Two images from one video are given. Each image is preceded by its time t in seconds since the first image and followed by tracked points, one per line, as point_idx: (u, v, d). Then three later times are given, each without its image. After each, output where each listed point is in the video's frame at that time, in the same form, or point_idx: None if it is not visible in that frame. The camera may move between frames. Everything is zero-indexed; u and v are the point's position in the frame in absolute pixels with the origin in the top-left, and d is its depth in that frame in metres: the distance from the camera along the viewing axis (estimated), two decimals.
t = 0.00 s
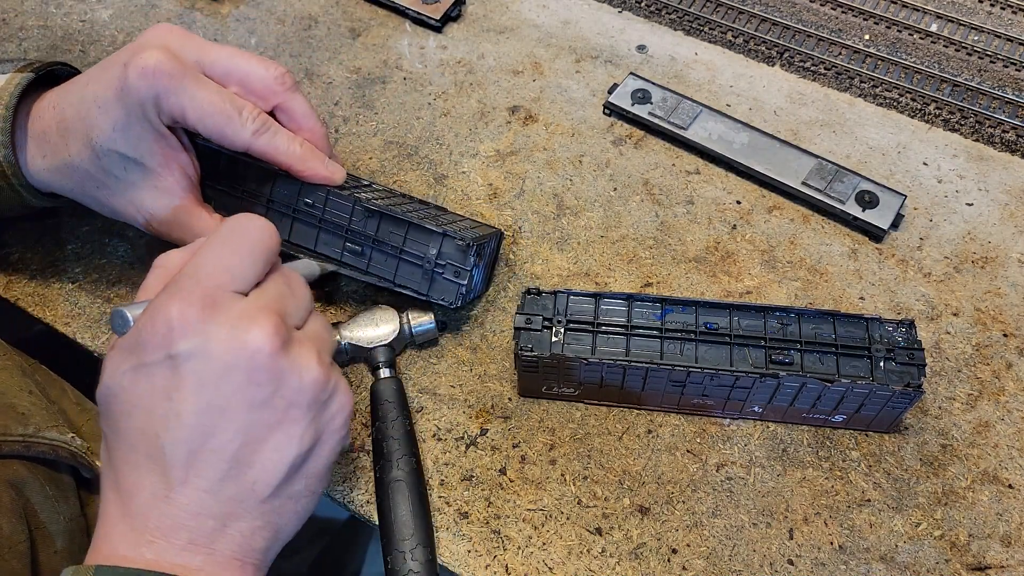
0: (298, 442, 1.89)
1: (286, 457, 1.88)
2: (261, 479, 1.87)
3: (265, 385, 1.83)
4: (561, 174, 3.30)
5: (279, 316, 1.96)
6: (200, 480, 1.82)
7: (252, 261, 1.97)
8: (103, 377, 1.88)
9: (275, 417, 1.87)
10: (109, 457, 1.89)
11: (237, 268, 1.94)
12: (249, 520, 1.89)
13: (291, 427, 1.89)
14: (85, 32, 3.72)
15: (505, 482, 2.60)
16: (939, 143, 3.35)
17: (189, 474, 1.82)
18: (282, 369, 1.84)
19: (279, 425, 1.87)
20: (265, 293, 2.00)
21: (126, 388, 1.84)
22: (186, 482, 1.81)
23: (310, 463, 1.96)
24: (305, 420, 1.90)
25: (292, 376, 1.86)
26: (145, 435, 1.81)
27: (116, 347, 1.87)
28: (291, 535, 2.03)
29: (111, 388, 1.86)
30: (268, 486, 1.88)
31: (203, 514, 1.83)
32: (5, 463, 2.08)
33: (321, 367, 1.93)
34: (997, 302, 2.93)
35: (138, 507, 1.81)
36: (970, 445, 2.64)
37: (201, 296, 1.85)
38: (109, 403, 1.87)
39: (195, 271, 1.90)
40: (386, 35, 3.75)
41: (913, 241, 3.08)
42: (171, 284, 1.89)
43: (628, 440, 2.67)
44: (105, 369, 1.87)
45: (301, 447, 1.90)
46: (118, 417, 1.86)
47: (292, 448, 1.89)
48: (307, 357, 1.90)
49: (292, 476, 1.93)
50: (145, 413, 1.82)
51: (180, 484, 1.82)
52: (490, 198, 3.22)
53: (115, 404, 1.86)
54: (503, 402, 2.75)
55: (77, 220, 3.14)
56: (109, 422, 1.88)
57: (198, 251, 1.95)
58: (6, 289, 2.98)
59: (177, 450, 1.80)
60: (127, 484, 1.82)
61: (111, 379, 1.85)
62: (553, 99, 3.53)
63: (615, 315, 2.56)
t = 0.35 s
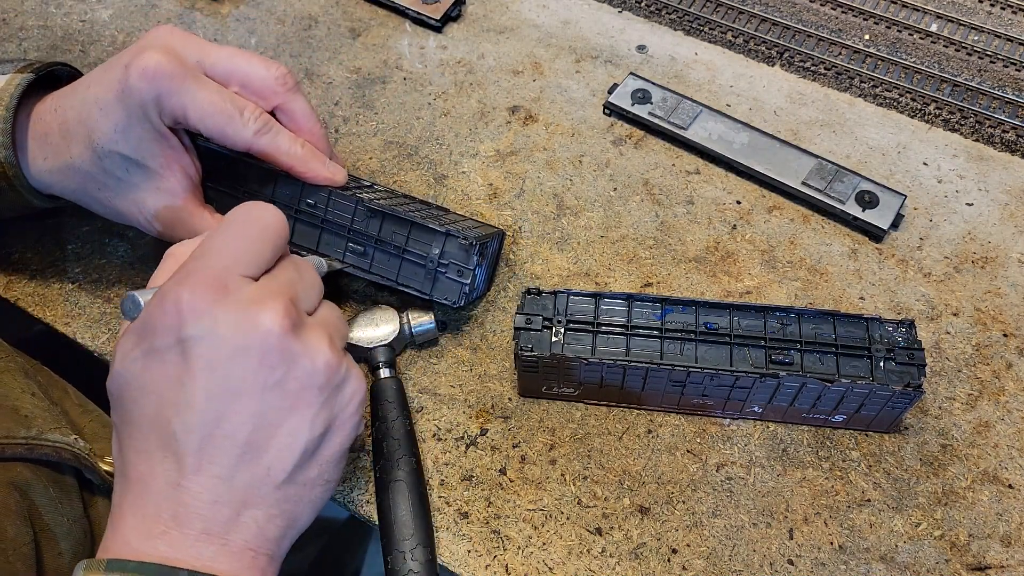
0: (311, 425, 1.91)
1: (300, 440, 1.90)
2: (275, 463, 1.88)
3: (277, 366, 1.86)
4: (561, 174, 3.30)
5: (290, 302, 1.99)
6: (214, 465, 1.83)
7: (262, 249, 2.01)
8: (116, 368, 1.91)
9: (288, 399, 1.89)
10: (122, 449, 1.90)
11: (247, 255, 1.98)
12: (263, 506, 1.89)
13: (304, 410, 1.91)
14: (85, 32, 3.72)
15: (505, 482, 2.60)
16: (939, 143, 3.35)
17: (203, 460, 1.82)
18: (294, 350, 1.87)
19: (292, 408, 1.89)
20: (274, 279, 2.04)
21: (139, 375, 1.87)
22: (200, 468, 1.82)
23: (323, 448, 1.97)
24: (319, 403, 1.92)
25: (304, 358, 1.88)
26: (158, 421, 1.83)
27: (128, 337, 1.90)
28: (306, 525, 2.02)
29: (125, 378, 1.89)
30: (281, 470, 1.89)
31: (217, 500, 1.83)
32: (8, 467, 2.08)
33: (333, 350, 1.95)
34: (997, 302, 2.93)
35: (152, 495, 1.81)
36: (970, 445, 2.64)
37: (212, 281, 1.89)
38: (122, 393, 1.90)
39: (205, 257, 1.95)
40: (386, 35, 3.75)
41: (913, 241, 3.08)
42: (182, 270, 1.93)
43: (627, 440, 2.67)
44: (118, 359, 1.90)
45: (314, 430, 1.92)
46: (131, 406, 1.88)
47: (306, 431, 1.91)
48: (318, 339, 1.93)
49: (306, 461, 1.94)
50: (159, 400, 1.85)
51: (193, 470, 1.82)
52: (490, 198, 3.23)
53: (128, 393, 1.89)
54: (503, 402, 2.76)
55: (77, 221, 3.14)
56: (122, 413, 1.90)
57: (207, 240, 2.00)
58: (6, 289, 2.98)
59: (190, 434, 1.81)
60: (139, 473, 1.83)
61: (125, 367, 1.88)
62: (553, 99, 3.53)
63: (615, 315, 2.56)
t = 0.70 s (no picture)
0: (379, 471, 1.80)
1: (369, 486, 1.80)
2: (342, 508, 1.79)
3: (353, 413, 1.72)
4: (561, 174, 3.30)
5: (368, 339, 1.84)
6: (280, 507, 1.74)
7: (338, 282, 1.86)
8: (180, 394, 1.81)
9: (361, 445, 1.77)
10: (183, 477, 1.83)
11: (325, 288, 1.84)
12: (326, 548, 1.82)
13: (375, 455, 1.79)
14: (85, 32, 3.72)
15: (505, 482, 2.60)
16: (939, 143, 3.35)
17: (268, 500, 1.74)
18: (371, 397, 1.74)
19: (364, 453, 1.78)
20: (349, 313, 1.88)
21: (207, 408, 1.76)
22: (265, 509, 1.74)
23: (390, 490, 1.87)
24: (391, 448, 1.81)
25: (379, 405, 1.75)
26: (225, 457, 1.74)
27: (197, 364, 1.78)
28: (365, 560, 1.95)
29: (193, 408, 1.78)
30: (347, 515, 1.81)
31: (280, 542, 1.76)
32: (13, 469, 2.09)
33: (408, 395, 1.82)
34: (997, 302, 2.93)
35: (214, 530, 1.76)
36: (970, 445, 2.64)
37: (290, 316, 1.75)
38: (187, 421, 1.79)
39: (280, 289, 1.79)
40: (386, 35, 3.75)
41: (913, 241, 3.08)
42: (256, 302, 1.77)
43: (628, 440, 2.67)
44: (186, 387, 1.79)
45: (382, 477, 1.81)
46: (196, 437, 1.79)
47: (375, 477, 1.80)
48: (396, 381, 1.80)
49: (372, 504, 1.85)
50: (226, 437, 1.74)
51: (258, 511, 1.74)
52: (490, 198, 3.23)
53: (193, 424, 1.78)
54: (503, 402, 2.76)
55: (77, 221, 3.14)
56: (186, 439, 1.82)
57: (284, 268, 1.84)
58: (6, 289, 2.98)
59: (259, 475, 1.72)
60: (202, 507, 1.77)
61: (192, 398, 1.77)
62: (553, 99, 3.53)
63: (615, 315, 2.56)
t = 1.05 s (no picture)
0: (397, 453, 1.79)
1: (386, 468, 1.79)
2: (360, 490, 1.78)
3: (373, 389, 1.72)
4: (561, 174, 3.30)
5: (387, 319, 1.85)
6: (298, 487, 1.74)
7: (354, 265, 1.88)
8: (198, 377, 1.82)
9: (379, 425, 1.76)
10: (199, 462, 1.83)
11: (342, 271, 1.86)
12: (342, 532, 1.80)
13: (393, 436, 1.78)
14: (85, 32, 3.72)
15: (505, 482, 2.60)
16: (939, 143, 3.35)
17: (286, 480, 1.74)
18: (391, 374, 1.73)
19: (382, 433, 1.77)
20: (368, 295, 1.89)
21: (223, 388, 1.76)
22: (283, 489, 1.73)
23: (406, 475, 1.86)
24: (408, 429, 1.80)
25: (398, 382, 1.75)
26: (243, 437, 1.74)
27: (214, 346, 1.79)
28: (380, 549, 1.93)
29: (210, 388, 1.77)
30: (365, 496, 1.79)
31: (297, 524, 1.75)
32: (12, 473, 2.09)
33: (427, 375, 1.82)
34: (997, 302, 2.93)
35: (231, 512, 1.75)
36: (971, 445, 2.64)
37: (308, 295, 1.77)
38: (203, 403, 1.80)
39: (298, 269, 1.82)
40: (386, 35, 3.75)
41: (913, 241, 3.08)
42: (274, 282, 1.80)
43: (628, 440, 2.67)
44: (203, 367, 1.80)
45: (400, 458, 1.80)
46: (213, 419, 1.79)
47: (392, 459, 1.79)
48: (414, 360, 1.79)
49: (388, 488, 1.83)
50: (244, 416, 1.74)
51: (276, 491, 1.74)
52: (490, 198, 3.23)
53: (210, 405, 1.79)
54: (503, 402, 2.76)
55: (77, 221, 3.14)
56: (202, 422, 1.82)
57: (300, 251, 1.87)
58: (6, 289, 2.98)
59: (277, 453, 1.72)
60: (219, 490, 1.77)
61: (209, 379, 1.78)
62: (553, 99, 3.53)
63: (615, 315, 2.56)
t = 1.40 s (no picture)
0: (424, 408, 1.78)
1: (413, 423, 1.77)
2: (387, 446, 1.74)
3: (403, 336, 1.73)
4: (561, 174, 3.30)
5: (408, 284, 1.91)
6: (325, 438, 1.68)
7: (371, 234, 1.97)
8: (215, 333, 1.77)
9: (408, 376, 1.76)
10: (213, 423, 1.74)
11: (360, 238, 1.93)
12: (365, 494, 1.74)
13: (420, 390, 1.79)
14: (85, 33, 3.72)
15: (505, 482, 2.60)
16: (939, 143, 3.35)
17: (313, 431, 1.68)
18: (418, 323, 1.78)
19: (411, 385, 1.76)
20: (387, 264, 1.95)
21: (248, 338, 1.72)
22: (310, 441, 1.68)
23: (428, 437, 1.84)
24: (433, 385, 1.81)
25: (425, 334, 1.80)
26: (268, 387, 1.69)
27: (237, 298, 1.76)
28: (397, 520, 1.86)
29: (231, 341, 1.72)
30: (389, 455, 1.75)
31: (323, 480, 1.67)
32: (13, 473, 2.09)
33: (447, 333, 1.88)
34: (997, 302, 2.93)
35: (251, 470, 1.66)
36: (971, 445, 2.64)
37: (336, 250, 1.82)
38: (222, 358, 1.74)
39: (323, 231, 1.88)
40: (386, 35, 3.75)
41: (913, 241, 3.08)
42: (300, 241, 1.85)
43: (628, 440, 2.67)
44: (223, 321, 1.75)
45: (426, 413, 1.79)
46: (232, 373, 1.73)
47: (419, 415, 1.78)
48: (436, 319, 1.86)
49: (412, 448, 1.81)
50: (269, 366, 1.70)
51: (302, 443, 1.68)
52: (490, 198, 3.23)
53: (230, 359, 1.73)
54: (503, 402, 2.76)
55: (77, 221, 3.14)
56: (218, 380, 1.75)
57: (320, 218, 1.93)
58: (6, 289, 2.98)
59: (306, 402, 1.68)
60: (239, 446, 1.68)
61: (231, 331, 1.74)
62: (553, 99, 3.53)
63: (615, 315, 2.56)
